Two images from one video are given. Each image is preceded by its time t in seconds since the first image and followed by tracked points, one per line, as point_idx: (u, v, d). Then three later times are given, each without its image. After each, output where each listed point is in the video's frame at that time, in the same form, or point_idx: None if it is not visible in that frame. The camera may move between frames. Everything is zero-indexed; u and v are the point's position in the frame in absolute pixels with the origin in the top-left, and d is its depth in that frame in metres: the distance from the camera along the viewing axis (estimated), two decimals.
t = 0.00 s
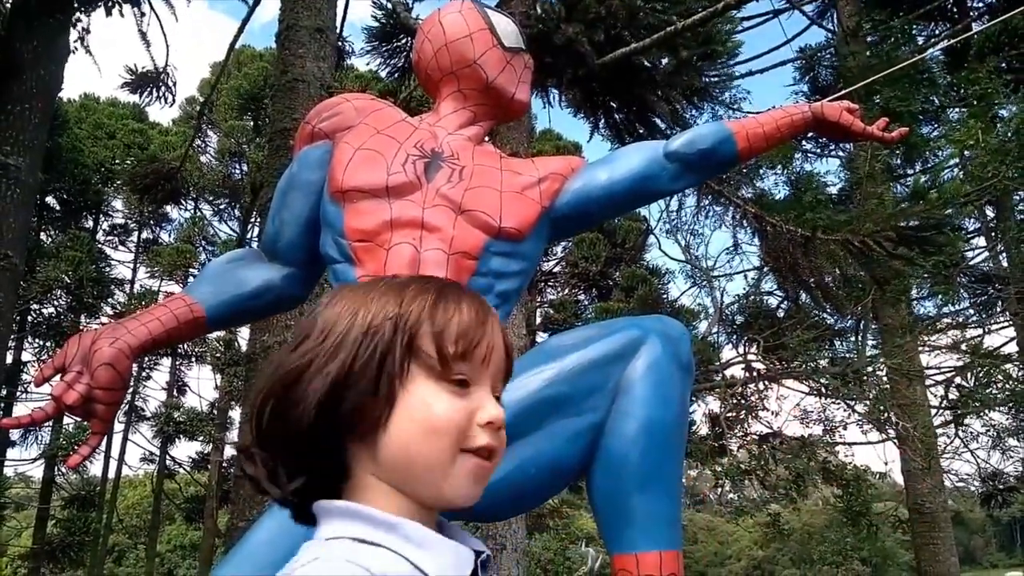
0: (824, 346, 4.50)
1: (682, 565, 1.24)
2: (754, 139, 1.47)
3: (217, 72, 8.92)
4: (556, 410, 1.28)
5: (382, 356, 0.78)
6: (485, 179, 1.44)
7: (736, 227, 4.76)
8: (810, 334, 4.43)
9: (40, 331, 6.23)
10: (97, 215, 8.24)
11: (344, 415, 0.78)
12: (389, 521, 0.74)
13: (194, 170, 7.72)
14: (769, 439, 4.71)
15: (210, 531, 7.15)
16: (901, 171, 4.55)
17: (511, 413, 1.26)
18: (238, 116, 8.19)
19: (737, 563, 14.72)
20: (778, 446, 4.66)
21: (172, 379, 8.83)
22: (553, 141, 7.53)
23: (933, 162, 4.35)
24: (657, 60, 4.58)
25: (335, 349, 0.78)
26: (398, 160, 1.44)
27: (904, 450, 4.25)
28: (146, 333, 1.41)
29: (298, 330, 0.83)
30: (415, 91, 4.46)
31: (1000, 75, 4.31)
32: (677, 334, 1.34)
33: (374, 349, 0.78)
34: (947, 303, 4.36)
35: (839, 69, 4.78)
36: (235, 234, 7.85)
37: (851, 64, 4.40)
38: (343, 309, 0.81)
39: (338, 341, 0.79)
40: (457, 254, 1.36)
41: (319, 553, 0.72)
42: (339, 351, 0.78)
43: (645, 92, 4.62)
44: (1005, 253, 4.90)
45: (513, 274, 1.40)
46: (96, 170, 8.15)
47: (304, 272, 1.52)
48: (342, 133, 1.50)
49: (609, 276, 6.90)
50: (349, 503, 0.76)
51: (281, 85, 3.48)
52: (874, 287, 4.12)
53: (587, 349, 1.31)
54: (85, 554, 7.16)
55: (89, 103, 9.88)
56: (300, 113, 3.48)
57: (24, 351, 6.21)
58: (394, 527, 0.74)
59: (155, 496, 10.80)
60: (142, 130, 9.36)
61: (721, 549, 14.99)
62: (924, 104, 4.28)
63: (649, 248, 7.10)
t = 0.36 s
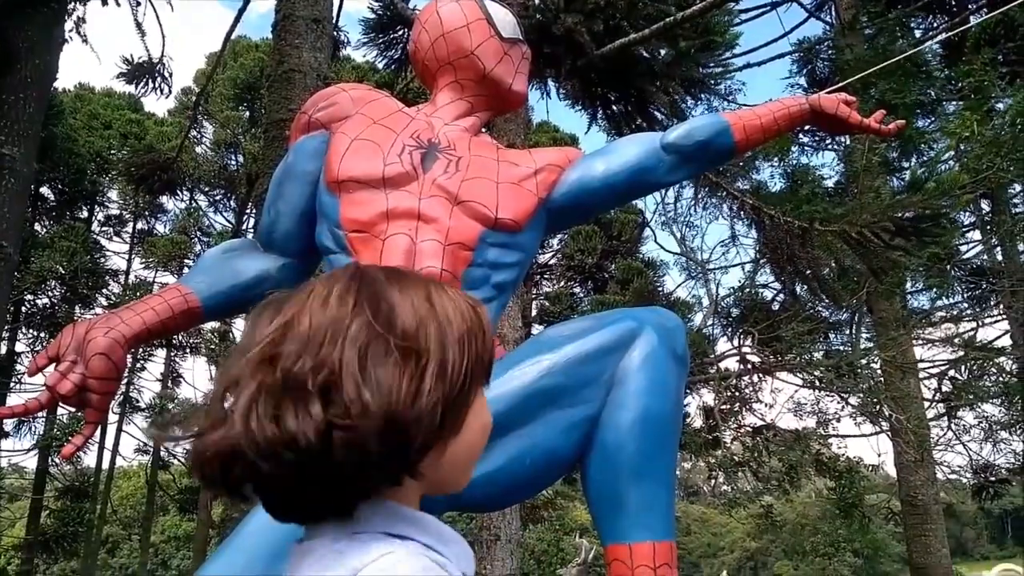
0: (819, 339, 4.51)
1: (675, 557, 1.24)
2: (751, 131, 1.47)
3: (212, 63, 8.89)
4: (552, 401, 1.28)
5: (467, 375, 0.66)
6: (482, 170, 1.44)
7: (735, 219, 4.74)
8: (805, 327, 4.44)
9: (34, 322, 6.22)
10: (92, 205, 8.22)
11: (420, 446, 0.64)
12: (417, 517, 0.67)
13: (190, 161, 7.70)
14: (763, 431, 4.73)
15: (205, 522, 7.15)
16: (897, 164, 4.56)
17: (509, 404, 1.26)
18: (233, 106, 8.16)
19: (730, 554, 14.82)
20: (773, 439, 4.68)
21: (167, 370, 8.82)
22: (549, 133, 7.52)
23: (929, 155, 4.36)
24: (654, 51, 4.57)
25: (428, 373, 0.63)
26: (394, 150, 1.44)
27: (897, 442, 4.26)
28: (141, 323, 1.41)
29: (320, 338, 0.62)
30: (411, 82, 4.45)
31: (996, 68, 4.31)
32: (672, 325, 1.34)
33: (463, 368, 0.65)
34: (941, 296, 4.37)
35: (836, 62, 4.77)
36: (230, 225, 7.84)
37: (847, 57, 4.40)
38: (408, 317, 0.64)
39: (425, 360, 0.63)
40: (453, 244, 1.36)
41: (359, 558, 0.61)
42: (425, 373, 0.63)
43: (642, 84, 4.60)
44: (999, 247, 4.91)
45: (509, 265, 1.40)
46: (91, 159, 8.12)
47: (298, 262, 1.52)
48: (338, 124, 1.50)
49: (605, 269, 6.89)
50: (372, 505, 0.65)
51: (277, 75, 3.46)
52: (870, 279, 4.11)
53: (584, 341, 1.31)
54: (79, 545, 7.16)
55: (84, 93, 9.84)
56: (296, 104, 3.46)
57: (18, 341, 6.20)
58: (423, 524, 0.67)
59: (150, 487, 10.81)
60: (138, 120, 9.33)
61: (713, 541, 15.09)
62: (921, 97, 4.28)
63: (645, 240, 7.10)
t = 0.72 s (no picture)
0: (823, 333, 4.50)
1: (681, 548, 1.25)
2: (756, 124, 1.47)
3: (216, 57, 8.88)
4: (557, 395, 1.28)
5: (351, 396, 0.75)
6: (485, 163, 1.44)
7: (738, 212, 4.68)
8: (809, 321, 4.43)
9: (40, 316, 6.24)
10: (97, 199, 8.23)
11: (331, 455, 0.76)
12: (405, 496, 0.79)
13: (194, 155, 7.71)
14: (767, 425, 4.73)
15: (210, 515, 7.18)
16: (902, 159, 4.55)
17: (513, 397, 1.26)
18: (237, 100, 8.15)
19: (734, 548, 14.84)
20: (776, 433, 4.69)
21: (172, 364, 8.84)
22: (553, 128, 7.51)
23: (934, 148, 4.35)
24: (659, 44, 4.55)
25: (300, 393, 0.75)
26: (399, 143, 1.44)
27: (901, 437, 4.27)
28: (147, 316, 1.41)
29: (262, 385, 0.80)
30: (414, 76, 4.45)
31: (1002, 61, 4.29)
32: (676, 319, 1.34)
33: (341, 384, 0.75)
34: (946, 291, 4.36)
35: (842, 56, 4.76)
36: (234, 219, 7.84)
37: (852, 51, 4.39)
38: (303, 345, 0.77)
39: (306, 387, 0.75)
40: (457, 238, 1.36)
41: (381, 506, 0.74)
42: (304, 404, 0.75)
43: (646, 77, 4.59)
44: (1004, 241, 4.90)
45: (514, 258, 1.40)
46: (95, 154, 8.12)
47: (303, 255, 1.52)
48: (343, 117, 1.50)
49: (609, 263, 6.89)
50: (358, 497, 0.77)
51: (281, 70, 3.46)
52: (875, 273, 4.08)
53: (589, 334, 1.30)
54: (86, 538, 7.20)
55: (88, 87, 9.83)
56: (300, 99, 3.47)
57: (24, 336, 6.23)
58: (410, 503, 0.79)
59: (156, 481, 10.84)
60: (143, 114, 9.33)
61: (717, 535, 15.12)
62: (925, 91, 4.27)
63: (649, 235, 7.09)
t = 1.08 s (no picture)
0: (833, 324, 4.45)
1: (687, 536, 1.24)
2: (765, 110, 1.46)
3: (223, 46, 8.88)
4: (565, 382, 1.28)
5: (378, 367, 0.77)
6: (493, 150, 1.43)
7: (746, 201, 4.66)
8: (818, 311, 4.39)
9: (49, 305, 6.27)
10: (105, 188, 8.25)
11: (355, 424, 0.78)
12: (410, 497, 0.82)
13: (201, 144, 7.71)
14: (773, 415, 4.73)
15: (219, 503, 7.22)
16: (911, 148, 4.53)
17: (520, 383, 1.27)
18: (244, 89, 8.15)
19: (740, 537, 14.88)
20: (783, 423, 4.68)
21: (180, 353, 8.87)
22: (560, 117, 7.49)
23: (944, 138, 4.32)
24: (667, 32, 4.53)
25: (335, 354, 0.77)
26: (406, 130, 1.43)
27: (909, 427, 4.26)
28: (155, 303, 1.41)
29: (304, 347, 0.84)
30: (421, 65, 4.44)
31: (1013, 49, 4.26)
32: (684, 307, 1.34)
33: (367, 356, 0.77)
34: (955, 281, 4.34)
35: (851, 44, 4.73)
36: (242, 208, 7.85)
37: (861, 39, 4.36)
38: (339, 313, 0.80)
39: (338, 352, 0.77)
40: (465, 225, 1.35)
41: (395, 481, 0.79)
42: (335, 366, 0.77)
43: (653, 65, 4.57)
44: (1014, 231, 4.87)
45: (522, 246, 1.40)
46: (103, 143, 8.13)
47: (311, 241, 1.52)
48: (350, 104, 1.50)
49: (616, 253, 6.87)
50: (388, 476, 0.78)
51: (288, 58, 3.46)
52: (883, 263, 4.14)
53: (597, 321, 1.31)
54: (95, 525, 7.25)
55: (96, 76, 9.84)
56: (306, 87, 3.46)
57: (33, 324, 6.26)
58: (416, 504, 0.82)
59: (165, 469, 10.90)
60: (150, 103, 9.34)
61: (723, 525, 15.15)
62: (935, 79, 4.24)
63: (656, 225, 7.08)
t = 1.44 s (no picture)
0: (817, 315, 4.48)
1: (672, 526, 1.25)
2: (750, 101, 1.45)
3: (207, 38, 8.81)
4: (550, 373, 1.28)
5: (364, 326, 0.76)
6: (478, 140, 1.42)
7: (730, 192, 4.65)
8: (802, 304, 4.42)
9: (31, 299, 6.22)
10: (88, 181, 8.18)
11: (332, 382, 0.77)
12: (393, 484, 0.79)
13: (185, 136, 7.66)
14: (759, 406, 4.75)
15: (205, 497, 7.19)
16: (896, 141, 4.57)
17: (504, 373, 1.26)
18: (229, 81, 8.09)
19: (726, 528, 14.99)
20: (768, 414, 4.70)
21: (165, 346, 8.83)
22: (547, 109, 7.47)
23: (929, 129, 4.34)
24: (653, 23, 4.52)
25: (321, 307, 0.76)
26: (390, 120, 1.42)
27: (893, 417, 4.29)
28: (136, 295, 1.40)
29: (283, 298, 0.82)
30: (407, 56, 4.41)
31: (997, 40, 4.28)
32: (669, 298, 1.34)
33: (352, 314, 0.76)
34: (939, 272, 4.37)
35: (838, 36, 4.74)
36: (226, 201, 7.80)
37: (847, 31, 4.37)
38: (327, 267, 0.79)
39: (322, 304, 0.76)
40: (450, 216, 1.34)
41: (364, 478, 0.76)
42: (317, 317, 0.76)
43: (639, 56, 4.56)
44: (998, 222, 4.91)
45: (507, 237, 1.39)
46: (85, 135, 8.06)
47: (295, 233, 1.51)
48: (334, 94, 1.48)
49: (603, 245, 6.87)
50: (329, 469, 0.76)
51: (272, 49, 3.43)
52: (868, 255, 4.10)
53: (582, 312, 1.30)
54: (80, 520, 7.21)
55: (78, 67, 9.75)
56: (290, 79, 3.43)
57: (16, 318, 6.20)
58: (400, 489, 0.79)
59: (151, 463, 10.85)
60: (133, 95, 9.26)
61: (710, 515, 15.25)
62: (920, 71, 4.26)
63: (643, 217, 7.08)
